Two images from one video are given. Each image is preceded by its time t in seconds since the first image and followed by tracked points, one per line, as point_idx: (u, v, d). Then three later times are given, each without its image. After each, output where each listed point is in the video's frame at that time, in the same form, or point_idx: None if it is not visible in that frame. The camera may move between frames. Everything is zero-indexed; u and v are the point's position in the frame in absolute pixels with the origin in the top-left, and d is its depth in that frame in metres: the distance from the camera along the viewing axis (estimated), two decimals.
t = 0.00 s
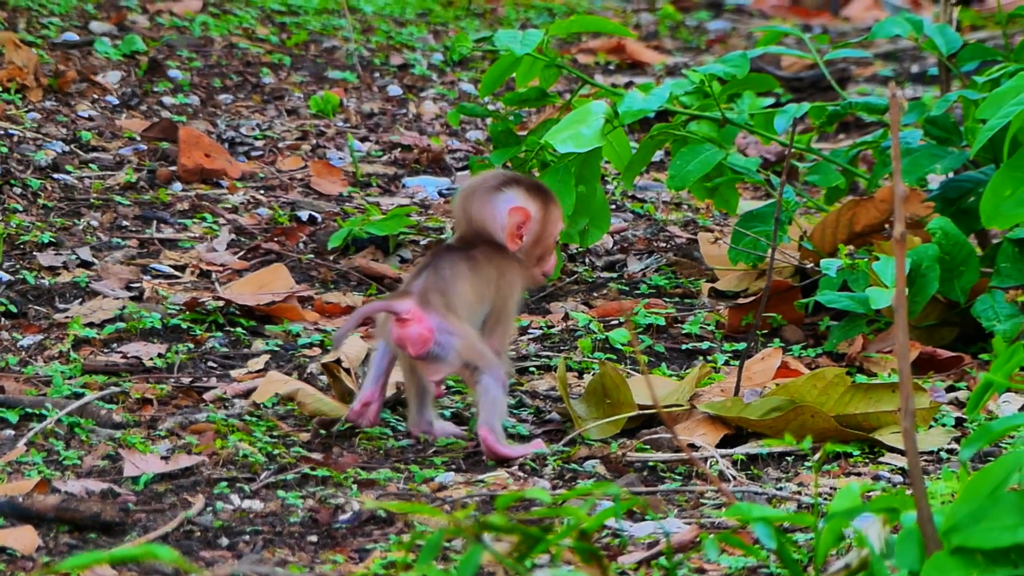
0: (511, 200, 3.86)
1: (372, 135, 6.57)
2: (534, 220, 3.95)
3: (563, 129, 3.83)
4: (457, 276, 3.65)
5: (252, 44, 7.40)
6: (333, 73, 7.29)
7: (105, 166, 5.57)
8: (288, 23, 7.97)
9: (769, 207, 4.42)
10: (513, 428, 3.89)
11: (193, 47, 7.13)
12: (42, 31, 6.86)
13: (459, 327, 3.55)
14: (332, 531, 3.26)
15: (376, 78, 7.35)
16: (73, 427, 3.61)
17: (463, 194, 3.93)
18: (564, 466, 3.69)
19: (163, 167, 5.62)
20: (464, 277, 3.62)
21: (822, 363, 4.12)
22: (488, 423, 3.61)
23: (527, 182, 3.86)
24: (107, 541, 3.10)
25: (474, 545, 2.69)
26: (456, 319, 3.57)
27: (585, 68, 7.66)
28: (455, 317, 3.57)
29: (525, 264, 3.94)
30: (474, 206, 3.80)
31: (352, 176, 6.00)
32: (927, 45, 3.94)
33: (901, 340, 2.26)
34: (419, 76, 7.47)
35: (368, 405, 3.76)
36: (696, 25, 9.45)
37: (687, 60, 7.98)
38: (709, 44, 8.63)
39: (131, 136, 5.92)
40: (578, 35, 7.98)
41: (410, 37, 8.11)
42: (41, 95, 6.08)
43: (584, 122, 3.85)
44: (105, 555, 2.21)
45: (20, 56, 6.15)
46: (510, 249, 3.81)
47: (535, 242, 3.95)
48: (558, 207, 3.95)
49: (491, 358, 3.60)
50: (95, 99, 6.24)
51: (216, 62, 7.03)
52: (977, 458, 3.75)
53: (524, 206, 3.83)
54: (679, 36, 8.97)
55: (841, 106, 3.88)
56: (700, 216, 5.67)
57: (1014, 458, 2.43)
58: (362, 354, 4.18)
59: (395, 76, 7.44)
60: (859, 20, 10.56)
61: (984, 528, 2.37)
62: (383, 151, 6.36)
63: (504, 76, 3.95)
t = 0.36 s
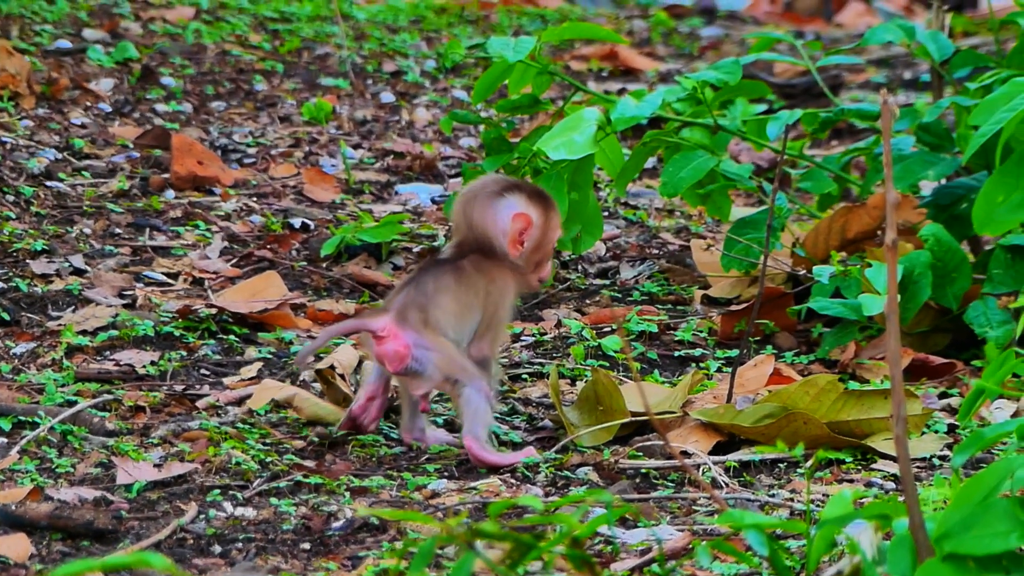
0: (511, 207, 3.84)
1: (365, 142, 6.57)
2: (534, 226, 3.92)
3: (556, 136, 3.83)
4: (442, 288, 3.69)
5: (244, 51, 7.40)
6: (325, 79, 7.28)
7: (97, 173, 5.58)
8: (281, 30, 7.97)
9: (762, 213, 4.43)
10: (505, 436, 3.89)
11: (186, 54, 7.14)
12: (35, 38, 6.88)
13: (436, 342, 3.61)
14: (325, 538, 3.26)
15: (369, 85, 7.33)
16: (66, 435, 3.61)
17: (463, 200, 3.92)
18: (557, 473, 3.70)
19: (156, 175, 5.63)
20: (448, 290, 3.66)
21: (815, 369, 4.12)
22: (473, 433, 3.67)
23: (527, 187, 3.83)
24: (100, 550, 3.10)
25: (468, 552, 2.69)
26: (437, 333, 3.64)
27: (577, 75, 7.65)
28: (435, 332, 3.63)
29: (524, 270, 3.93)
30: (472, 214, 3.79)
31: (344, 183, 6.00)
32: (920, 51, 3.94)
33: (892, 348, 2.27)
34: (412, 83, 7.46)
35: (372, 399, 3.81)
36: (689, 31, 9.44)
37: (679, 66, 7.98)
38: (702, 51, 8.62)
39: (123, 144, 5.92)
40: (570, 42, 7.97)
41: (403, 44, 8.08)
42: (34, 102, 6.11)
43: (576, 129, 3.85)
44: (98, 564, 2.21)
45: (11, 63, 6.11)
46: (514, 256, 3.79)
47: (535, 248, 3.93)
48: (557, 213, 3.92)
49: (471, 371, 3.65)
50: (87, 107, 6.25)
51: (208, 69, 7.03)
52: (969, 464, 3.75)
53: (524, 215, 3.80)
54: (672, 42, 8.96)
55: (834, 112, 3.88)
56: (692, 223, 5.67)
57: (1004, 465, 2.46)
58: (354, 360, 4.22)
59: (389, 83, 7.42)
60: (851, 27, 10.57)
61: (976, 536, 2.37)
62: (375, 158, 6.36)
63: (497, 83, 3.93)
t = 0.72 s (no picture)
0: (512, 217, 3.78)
1: (359, 147, 6.58)
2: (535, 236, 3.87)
3: (550, 141, 3.83)
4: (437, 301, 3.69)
5: (239, 57, 7.42)
6: (319, 85, 7.30)
7: (92, 180, 5.59)
8: (275, 36, 7.98)
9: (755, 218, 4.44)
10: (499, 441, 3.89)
11: (180, 60, 7.15)
12: (29, 44, 6.88)
13: (426, 352, 3.63)
14: (318, 544, 3.27)
15: (363, 90, 7.35)
16: (60, 441, 3.62)
17: (467, 208, 3.86)
18: (551, 478, 3.70)
19: (150, 181, 5.64)
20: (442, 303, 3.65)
21: (809, 374, 4.13)
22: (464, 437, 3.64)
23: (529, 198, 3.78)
24: (94, 555, 3.10)
25: (460, 558, 2.70)
26: (427, 345, 3.65)
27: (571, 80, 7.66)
28: (424, 344, 3.64)
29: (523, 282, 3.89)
30: (471, 224, 3.75)
31: (339, 189, 6.01)
32: (914, 56, 3.93)
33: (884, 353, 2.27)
34: (406, 88, 7.47)
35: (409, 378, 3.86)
36: (683, 36, 9.45)
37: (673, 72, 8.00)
38: (696, 55, 8.62)
39: (118, 150, 5.93)
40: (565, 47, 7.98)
41: (397, 49, 8.11)
42: (28, 109, 6.11)
43: (570, 134, 3.85)
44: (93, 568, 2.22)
45: (6, 69, 6.11)
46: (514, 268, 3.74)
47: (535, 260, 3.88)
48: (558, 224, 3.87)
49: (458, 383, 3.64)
50: (82, 113, 6.26)
51: (203, 75, 7.05)
52: (963, 468, 3.75)
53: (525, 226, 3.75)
54: (666, 47, 8.97)
55: (828, 116, 3.88)
56: (686, 228, 5.68)
57: (997, 469, 2.44)
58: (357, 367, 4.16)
59: (383, 88, 7.45)
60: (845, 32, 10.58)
61: (969, 540, 2.38)
62: (369, 163, 6.37)
63: (491, 89, 3.93)
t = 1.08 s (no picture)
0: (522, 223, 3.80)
1: (354, 151, 6.58)
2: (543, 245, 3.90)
3: (545, 145, 3.83)
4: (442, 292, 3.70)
5: (234, 61, 7.43)
6: (315, 89, 7.30)
7: (87, 184, 5.59)
8: (270, 40, 7.98)
9: (751, 222, 4.46)
10: (495, 444, 3.89)
11: (176, 65, 7.16)
12: (24, 49, 6.88)
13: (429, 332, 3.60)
14: (315, 548, 3.27)
15: (358, 95, 7.34)
16: (56, 445, 3.62)
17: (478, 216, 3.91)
18: (547, 482, 3.70)
19: (146, 185, 5.64)
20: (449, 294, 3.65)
21: (805, 377, 4.13)
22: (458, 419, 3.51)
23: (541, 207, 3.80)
24: (90, 559, 3.11)
25: (457, 561, 2.70)
26: (428, 327, 3.63)
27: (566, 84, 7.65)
28: (427, 327, 3.62)
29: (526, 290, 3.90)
30: (482, 224, 3.77)
31: (334, 193, 6.01)
32: (909, 59, 3.93)
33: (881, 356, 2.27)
34: (401, 92, 7.46)
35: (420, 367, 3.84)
36: (678, 39, 9.45)
37: (668, 75, 8.00)
38: (692, 58, 8.61)
39: (113, 154, 5.94)
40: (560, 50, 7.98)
41: (393, 53, 8.11)
42: (23, 114, 6.11)
43: (565, 137, 3.86)
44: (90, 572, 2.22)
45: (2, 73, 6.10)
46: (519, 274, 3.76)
47: (541, 269, 3.90)
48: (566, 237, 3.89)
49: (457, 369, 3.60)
50: (77, 117, 6.27)
51: (198, 79, 7.05)
52: (958, 471, 3.76)
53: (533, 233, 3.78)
54: (661, 51, 8.98)
55: (823, 120, 3.88)
56: (682, 231, 5.68)
57: (992, 474, 2.40)
58: (354, 370, 4.14)
59: (378, 93, 7.41)
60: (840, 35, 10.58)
61: (964, 543, 2.39)
62: (365, 167, 6.38)
63: (486, 93, 3.92)
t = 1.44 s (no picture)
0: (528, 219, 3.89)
1: (351, 154, 6.59)
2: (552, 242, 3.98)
3: (542, 148, 3.83)
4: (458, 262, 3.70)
5: (230, 64, 7.43)
6: (311, 92, 7.30)
7: (83, 187, 5.60)
8: (267, 43, 7.97)
9: (747, 224, 4.47)
10: (491, 447, 3.89)
11: (172, 67, 7.16)
12: (21, 51, 6.88)
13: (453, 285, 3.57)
14: (310, 550, 3.27)
15: (355, 97, 7.34)
16: (52, 448, 3.62)
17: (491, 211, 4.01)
18: (542, 484, 3.71)
19: (142, 188, 5.64)
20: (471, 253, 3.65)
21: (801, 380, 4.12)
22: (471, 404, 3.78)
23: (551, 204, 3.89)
24: (86, 562, 3.11)
25: (453, 564, 2.71)
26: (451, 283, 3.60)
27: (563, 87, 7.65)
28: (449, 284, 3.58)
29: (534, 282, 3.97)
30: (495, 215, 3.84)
31: (330, 196, 6.02)
32: (906, 62, 3.92)
33: (877, 355, 2.27)
34: (398, 95, 7.46)
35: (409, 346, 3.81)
36: (674, 42, 9.45)
37: (665, 77, 8.00)
38: (688, 61, 8.59)
39: (109, 156, 5.94)
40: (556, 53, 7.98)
41: (389, 55, 8.11)
42: (20, 116, 6.11)
43: (562, 140, 3.85)
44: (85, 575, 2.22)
45: None
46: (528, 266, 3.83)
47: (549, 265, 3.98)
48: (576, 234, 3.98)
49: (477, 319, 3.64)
50: (74, 120, 6.27)
51: (194, 82, 7.05)
52: (954, 473, 3.76)
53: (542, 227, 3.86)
54: (658, 54, 8.98)
55: (819, 122, 3.87)
56: (678, 234, 5.69)
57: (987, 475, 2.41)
58: (350, 373, 4.12)
59: (374, 95, 7.43)
60: (838, 38, 10.59)
61: (960, 545, 2.39)
62: (361, 170, 6.38)
63: (482, 96, 3.91)
